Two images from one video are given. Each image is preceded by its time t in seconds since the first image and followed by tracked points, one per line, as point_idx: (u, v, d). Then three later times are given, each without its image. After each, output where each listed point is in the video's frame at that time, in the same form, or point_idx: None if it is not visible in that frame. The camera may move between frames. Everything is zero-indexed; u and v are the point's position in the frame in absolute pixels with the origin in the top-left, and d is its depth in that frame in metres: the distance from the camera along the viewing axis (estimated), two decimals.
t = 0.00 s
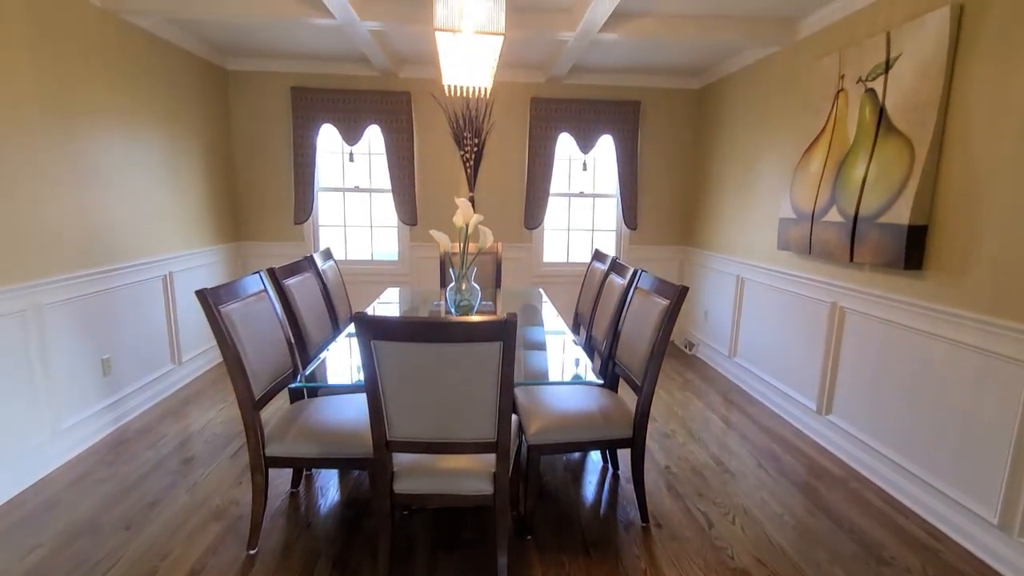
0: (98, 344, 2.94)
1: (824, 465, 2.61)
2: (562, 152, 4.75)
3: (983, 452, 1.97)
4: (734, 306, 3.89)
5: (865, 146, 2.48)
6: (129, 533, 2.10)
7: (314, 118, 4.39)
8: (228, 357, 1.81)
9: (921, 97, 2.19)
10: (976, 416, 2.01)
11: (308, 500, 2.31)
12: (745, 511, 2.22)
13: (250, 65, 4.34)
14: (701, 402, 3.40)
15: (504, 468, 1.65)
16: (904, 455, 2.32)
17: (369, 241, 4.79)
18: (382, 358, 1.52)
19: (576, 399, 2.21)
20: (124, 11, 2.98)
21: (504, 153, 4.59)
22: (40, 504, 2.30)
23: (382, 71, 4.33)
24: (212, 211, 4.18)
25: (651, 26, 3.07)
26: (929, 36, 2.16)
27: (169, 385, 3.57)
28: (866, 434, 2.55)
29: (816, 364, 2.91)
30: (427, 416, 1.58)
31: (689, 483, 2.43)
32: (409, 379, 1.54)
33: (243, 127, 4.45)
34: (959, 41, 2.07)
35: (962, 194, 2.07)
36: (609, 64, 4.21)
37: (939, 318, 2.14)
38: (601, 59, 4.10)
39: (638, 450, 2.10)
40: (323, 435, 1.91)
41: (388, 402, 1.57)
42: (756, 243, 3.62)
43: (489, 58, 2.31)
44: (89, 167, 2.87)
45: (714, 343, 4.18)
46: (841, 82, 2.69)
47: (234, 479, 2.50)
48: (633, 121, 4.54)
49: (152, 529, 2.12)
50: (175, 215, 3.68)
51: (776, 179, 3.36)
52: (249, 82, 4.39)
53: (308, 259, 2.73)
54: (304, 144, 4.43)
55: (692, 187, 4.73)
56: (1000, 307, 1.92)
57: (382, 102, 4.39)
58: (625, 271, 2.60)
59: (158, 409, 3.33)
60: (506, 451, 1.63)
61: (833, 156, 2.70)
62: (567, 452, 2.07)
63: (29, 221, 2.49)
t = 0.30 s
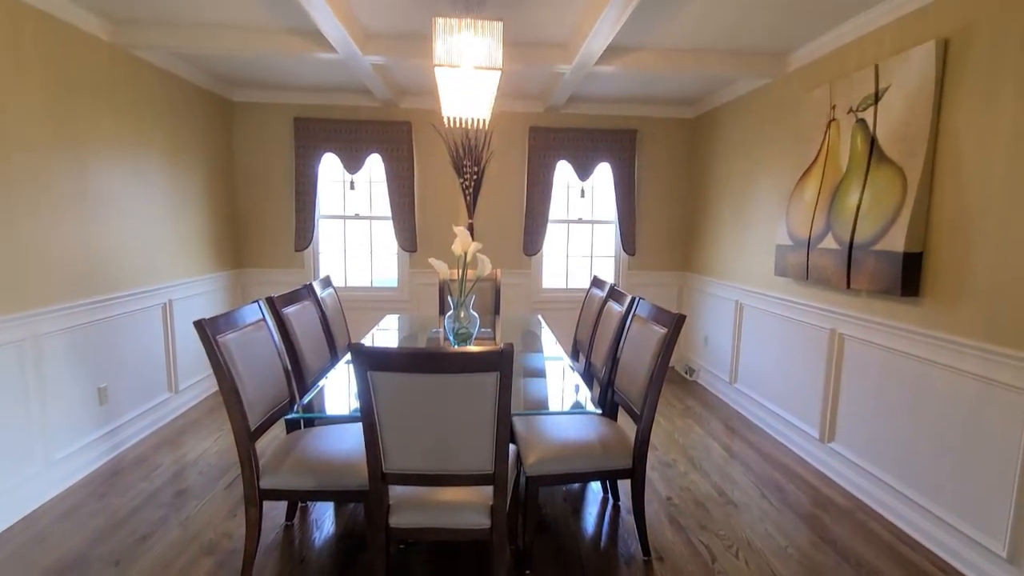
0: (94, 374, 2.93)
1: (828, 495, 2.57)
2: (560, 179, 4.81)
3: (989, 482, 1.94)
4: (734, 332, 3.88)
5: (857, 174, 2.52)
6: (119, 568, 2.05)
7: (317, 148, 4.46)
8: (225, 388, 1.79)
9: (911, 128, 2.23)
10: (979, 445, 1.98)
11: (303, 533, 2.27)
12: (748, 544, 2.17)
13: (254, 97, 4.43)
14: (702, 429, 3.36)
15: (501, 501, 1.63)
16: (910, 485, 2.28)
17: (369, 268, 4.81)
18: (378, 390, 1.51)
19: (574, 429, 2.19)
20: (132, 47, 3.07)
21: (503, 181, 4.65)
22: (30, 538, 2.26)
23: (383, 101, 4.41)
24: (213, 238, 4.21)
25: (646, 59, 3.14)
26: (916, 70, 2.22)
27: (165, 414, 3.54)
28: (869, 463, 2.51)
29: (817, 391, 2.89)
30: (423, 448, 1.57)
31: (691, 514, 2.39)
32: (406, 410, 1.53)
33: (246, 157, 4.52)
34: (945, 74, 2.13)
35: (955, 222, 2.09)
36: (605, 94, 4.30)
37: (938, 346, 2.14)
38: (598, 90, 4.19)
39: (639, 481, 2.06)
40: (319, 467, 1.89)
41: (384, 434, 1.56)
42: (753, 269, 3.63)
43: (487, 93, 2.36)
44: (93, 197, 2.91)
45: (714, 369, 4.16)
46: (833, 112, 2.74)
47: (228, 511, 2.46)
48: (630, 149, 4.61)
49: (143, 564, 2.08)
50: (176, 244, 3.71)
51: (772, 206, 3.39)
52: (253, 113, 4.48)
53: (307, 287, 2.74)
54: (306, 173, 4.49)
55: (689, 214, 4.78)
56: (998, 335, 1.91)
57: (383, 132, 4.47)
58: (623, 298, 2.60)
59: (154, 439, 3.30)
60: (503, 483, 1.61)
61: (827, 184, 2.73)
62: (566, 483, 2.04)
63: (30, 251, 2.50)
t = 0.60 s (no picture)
0: (91, 403, 2.91)
1: (833, 526, 2.52)
2: (559, 206, 4.87)
3: (996, 513, 1.91)
4: (734, 358, 3.87)
5: (851, 203, 2.55)
6: None
7: (318, 176, 4.52)
8: (222, 418, 1.78)
9: (903, 157, 2.27)
10: (982, 475, 1.97)
11: (296, 567, 2.22)
12: None
13: (258, 127, 4.51)
14: (703, 457, 3.33)
15: (500, 535, 1.60)
16: (915, 516, 2.25)
17: (369, 294, 4.83)
18: (376, 420, 1.51)
19: (574, 459, 2.16)
20: (140, 81, 3.14)
21: (503, 208, 4.70)
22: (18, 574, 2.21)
23: (384, 131, 4.50)
24: (214, 265, 4.23)
25: (641, 90, 3.22)
26: (905, 102, 2.27)
27: (161, 443, 3.50)
28: (874, 493, 2.48)
29: (819, 418, 2.87)
30: (421, 479, 1.55)
31: (694, 546, 2.34)
32: (404, 441, 1.52)
33: (248, 185, 4.58)
34: (934, 106, 2.18)
35: (950, 251, 2.11)
36: (603, 124, 4.38)
37: (939, 373, 2.13)
38: (595, 120, 4.27)
39: (640, 513, 2.03)
40: (315, 499, 1.86)
41: (382, 465, 1.54)
42: (752, 296, 3.65)
43: (486, 125, 2.41)
44: (97, 226, 2.94)
45: (715, 396, 4.13)
46: (825, 142, 2.79)
47: (222, 545, 2.41)
48: (628, 177, 4.68)
49: None
50: (177, 271, 3.73)
51: (769, 233, 3.43)
52: (257, 143, 4.55)
53: (306, 315, 2.75)
54: (307, 200, 4.55)
55: (687, 240, 4.82)
56: (998, 363, 1.91)
57: (384, 161, 4.54)
58: (621, 325, 2.61)
59: (148, 468, 3.25)
60: (502, 516, 1.59)
61: (822, 212, 2.76)
62: (565, 515, 2.01)
63: (31, 280, 2.52)
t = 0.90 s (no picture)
0: (86, 426, 2.88)
1: (837, 550, 2.49)
2: (557, 227, 4.91)
3: (1001, 537, 1.89)
4: (733, 379, 3.86)
5: (845, 225, 2.58)
6: None
7: (319, 198, 4.56)
8: (219, 442, 1.77)
9: (894, 181, 2.31)
10: (985, 497, 1.95)
11: None
12: None
13: (259, 150, 4.57)
14: (704, 480, 3.30)
15: (499, 561, 1.58)
16: (919, 539, 2.23)
17: (368, 315, 4.83)
18: (375, 444, 1.50)
19: (574, 483, 2.15)
20: (144, 106, 3.19)
21: (501, 229, 4.74)
22: None
23: (384, 154, 4.56)
24: (213, 287, 4.24)
25: (637, 114, 3.28)
26: (895, 126, 2.32)
27: (156, 467, 3.47)
28: (877, 517, 2.45)
29: (819, 440, 2.85)
30: (419, 505, 1.54)
31: (696, 572, 2.31)
32: (402, 465, 1.51)
33: (249, 207, 4.62)
34: (923, 130, 2.23)
35: (944, 272, 2.13)
36: (599, 147, 4.44)
37: (938, 395, 2.13)
38: (592, 143, 4.33)
39: (640, 538, 2.00)
40: (312, 525, 1.84)
41: (380, 490, 1.53)
42: (749, 316, 3.66)
43: (485, 150, 2.44)
44: (97, 249, 2.96)
45: (715, 417, 4.11)
46: (818, 165, 2.84)
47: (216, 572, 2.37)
48: (625, 198, 4.73)
49: None
50: (176, 293, 3.73)
51: (765, 254, 3.46)
52: (258, 165, 4.60)
53: (305, 337, 2.75)
54: (307, 222, 4.58)
55: (684, 260, 4.85)
56: (996, 384, 1.91)
57: (384, 183, 4.59)
58: (620, 347, 2.62)
59: (142, 493, 3.21)
60: (501, 542, 1.57)
61: (817, 234, 2.80)
62: (565, 540, 1.99)
63: (31, 303, 2.52)
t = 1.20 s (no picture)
0: (80, 449, 2.85)
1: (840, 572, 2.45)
2: (554, 245, 4.93)
3: (1005, 558, 1.87)
4: (732, 396, 3.85)
5: (840, 242, 2.60)
6: None
7: (317, 217, 4.58)
8: (215, 464, 1.75)
9: (888, 199, 2.33)
10: (987, 517, 1.94)
11: None
12: None
13: (259, 170, 4.60)
14: (705, 499, 3.26)
15: None
16: (923, 560, 2.20)
17: (365, 333, 4.81)
18: (372, 467, 1.49)
19: (574, 504, 2.12)
20: (144, 128, 3.22)
21: (499, 247, 4.76)
22: None
23: (383, 174, 4.59)
24: (211, 306, 4.23)
25: (633, 134, 3.32)
26: (886, 145, 2.36)
27: (150, 490, 3.42)
28: (880, 537, 2.42)
29: (820, 458, 2.83)
30: (416, 529, 1.52)
31: None
32: (400, 488, 1.50)
33: (248, 226, 4.64)
34: (915, 150, 2.26)
35: (939, 290, 2.14)
36: (596, 165, 4.49)
37: (937, 412, 2.13)
38: (589, 162, 4.38)
39: (641, 561, 1.97)
40: (307, 549, 1.81)
41: (377, 514, 1.52)
42: (747, 333, 3.66)
43: (483, 170, 2.47)
44: (96, 270, 2.96)
45: (715, 435, 4.08)
46: (812, 184, 2.87)
47: None
48: (622, 216, 4.76)
49: None
50: (174, 313, 3.72)
51: (762, 271, 3.47)
52: (257, 185, 4.63)
53: (302, 357, 2.74)
54: (306, 241, 4.59)
55: (682, 277, 4.86)
56: (994, 402, 1.91)
57: (382, 202, 4.61)
58: (618, 365, 2.61)
59: (135, 517, 3.16)
60: (499, 567, 1.55)
61: (813, 251, 2.81)
62: (564, 564, 1.96)
63: (26, 325, 2.51)
